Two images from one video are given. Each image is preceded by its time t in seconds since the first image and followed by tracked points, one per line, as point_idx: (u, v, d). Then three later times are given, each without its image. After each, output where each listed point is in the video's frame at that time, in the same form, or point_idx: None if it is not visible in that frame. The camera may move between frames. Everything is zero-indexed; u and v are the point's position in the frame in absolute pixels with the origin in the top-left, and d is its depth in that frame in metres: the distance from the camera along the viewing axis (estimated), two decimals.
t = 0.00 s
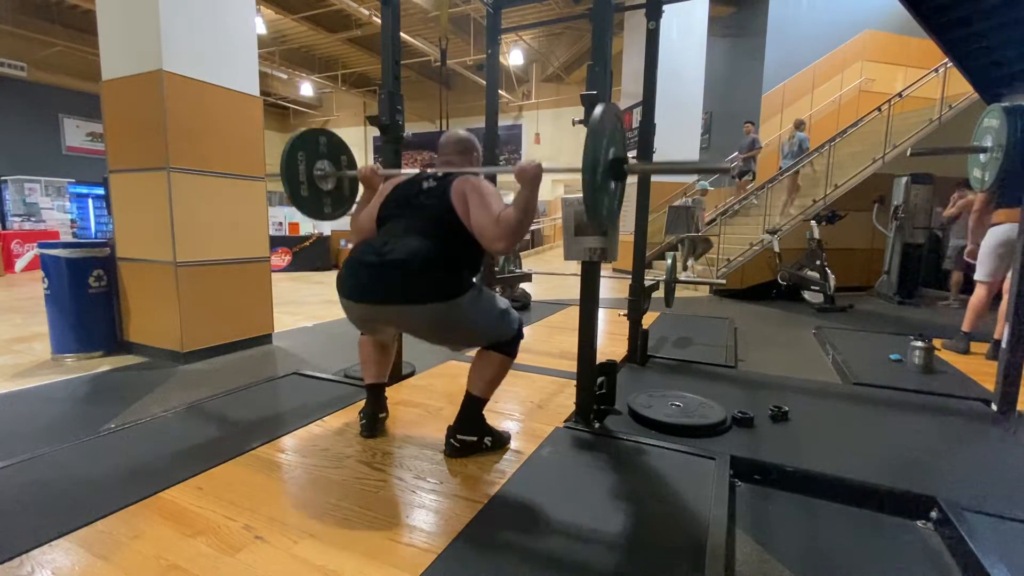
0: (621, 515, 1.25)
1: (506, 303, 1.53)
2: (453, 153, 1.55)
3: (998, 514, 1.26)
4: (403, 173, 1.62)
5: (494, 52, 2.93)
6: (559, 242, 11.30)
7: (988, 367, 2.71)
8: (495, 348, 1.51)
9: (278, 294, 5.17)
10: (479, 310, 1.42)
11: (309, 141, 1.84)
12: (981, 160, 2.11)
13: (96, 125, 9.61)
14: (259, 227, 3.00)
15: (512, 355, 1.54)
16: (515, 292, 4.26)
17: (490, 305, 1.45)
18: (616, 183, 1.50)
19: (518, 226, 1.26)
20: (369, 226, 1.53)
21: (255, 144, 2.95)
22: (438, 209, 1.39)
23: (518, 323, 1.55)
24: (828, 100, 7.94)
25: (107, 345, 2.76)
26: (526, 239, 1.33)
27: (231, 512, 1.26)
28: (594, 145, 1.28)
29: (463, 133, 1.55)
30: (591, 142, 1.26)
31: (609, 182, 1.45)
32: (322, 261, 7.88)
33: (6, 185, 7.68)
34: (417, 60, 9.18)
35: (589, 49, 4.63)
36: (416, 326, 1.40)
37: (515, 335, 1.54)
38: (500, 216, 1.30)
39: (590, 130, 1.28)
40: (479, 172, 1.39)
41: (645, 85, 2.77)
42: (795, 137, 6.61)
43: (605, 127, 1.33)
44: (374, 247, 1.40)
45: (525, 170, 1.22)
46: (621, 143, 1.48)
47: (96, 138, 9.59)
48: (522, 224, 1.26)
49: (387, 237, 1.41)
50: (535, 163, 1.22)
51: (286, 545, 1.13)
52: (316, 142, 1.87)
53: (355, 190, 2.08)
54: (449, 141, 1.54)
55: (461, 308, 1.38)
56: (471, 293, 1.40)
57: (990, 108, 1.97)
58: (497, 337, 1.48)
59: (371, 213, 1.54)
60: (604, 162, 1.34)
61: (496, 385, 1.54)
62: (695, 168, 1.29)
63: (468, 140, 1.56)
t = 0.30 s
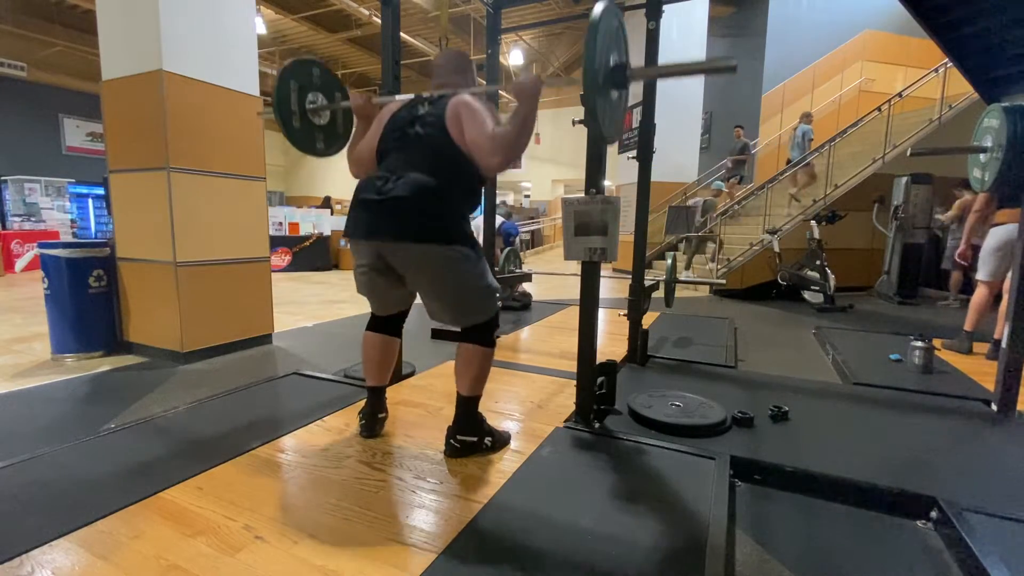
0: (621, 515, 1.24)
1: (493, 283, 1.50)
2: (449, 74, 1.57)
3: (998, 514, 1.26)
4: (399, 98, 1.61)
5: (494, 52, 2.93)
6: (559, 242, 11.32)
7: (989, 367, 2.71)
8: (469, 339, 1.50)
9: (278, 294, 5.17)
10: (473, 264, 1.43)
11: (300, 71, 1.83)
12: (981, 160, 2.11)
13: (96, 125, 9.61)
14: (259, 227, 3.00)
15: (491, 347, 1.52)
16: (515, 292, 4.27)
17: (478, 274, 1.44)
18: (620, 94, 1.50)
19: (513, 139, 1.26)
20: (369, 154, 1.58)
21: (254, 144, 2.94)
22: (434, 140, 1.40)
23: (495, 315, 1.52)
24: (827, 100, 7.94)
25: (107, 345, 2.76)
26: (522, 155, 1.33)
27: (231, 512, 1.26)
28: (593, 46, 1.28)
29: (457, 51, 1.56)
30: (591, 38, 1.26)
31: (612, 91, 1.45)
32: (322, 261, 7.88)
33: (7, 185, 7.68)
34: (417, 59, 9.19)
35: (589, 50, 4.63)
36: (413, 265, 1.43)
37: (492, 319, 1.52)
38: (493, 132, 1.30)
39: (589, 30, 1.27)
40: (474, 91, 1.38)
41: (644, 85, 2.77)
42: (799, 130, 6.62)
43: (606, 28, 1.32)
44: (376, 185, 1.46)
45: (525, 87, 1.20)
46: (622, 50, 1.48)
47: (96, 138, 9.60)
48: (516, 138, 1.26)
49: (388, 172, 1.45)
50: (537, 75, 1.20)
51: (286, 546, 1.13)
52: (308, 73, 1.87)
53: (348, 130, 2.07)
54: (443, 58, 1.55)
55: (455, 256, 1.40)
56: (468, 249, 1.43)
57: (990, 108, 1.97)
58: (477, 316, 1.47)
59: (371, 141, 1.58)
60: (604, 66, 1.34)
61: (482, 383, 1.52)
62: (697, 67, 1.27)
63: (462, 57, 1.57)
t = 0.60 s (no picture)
0: (622, 514, 1.25)
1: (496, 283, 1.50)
2: (451, 66, 1.58)
3: (999, 514, 1.26)
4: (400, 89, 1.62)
5: (494, 52, 2.93)
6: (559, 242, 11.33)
7: (989, 367, 2.71)
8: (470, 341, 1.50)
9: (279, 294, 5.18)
10: (477, 264, 1.44)
11: (302, 63, 1.83)
12: (981, 160, 2.12)
13: (96, 125, 9.61)
14: (259, 228, 3.00)
15: (490, 348, 1.52)
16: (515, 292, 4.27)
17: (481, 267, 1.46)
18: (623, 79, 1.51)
19: (513, 130, 1.27)
20: (367, 147, 1.59)
21: (255, 144, 2.95)
22: (433, 136, 1.41)
23: (495, 317, 1.52)
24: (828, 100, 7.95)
25: (107, 345, 2.76)
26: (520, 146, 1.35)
27: (231, 512, 1.26)
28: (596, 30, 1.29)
29: (458, 42, 1.57)
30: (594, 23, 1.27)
31: (615, 78, 1.46)
32: (322, 261, 7.89)
33: (6, 185, 7.68)
34: (417, 60, 9.20)
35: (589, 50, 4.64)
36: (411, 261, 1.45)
37: (491, 325, 1.52)
38: (493, 123, 1.32)
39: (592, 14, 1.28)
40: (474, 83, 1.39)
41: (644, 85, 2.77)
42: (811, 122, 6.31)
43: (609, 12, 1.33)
44: (377, 184, 1.48)
45: (526, 74, 1.19)
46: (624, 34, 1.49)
47: (96, 138, 9.60)
48: (516, 129, 1.27)
49: (388, 169, 1.47)
50: (537, 65, 1.19)
51: (286, 546, 1.13)
52: (309, 65, 1.86)
53: (348, 122, 2.07)
54: (444, 52, 1.57)
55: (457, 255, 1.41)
56: (469, 250, 1.43)
57: (990, 108, 1.97)
58: (476, 322, 1.48)
59: (370, 134, 1.59)
60: (608, 50, 1.35)
61: (480, 385, 1.51)
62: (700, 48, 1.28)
63: (462, 47, 1.58)
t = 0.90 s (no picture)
0: (621, 514, 1.25)
1: (509, 306, 1.49)
2: (456, 154, 1.56)
3: (998, 514, 1.26)
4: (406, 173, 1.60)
5: (494, 52, 2.93)
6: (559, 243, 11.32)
7: (988, 368, 2.71)
8: (499, 352, 1.50)
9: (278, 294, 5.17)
10: (483, 308, 1.40)
11: (314, 142, 1.85)
12: (981, 160, 2.12)
13: (96, 125, 9.61)
14: (260, 227, 3.00)
15: (515, 358, 1.52)
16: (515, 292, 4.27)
17: (491, 309, 1.42)
18: (620, 184, 1.51)
19: (523, 225, 1.29)
20: (370, 226, 1.55)
21: (255, 145, 2.95)
22: (438, 212, 1.39)
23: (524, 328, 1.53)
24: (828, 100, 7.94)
25: (107, 345, 2.76)
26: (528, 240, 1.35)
27: (231, 512, 1.26)
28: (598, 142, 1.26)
29: (466, 133, 1.56)
30: (595, 140, 1.25)
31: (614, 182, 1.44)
32: (322, 261, 7.89)
33: (6, 185, 7.69)
34: (417, 60, 9.20)
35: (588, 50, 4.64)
36: (414, 328, 1.39)
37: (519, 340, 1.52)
38: (503, 216, 1.31)
39: (595, 128, 1.26)
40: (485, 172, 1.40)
41: (644, 85, 2.77)
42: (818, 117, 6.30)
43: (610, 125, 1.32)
44: (374, 252, 1.41)
45: (529, 170, 1.22)
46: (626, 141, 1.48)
47: (96, 138, 9.60)
48: (526, 224, 1.28)
49: (388, 239, 1.41)
50: (542, 162, 1.21)
51: (286, 546, 1.13)
52: (321, 144, 1.87)
53: (356, 194, 2.08)
54: (451, 141, 1.55)
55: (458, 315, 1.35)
56: (472, 297, 1.38)
57: (989, 108, 1.98)
58: (502, 340, 1.47)
59: (374, 213, 1.55)
60: (609, 160, 1.33)
61: (497, 389, 1.53)
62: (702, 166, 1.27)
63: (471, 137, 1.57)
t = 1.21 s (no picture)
0: (621, 514, 1.25)
1: (514, 319, 1.52)
2: (456, 192, 1.58)
3: (998, 514, 1.26)
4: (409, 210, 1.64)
5: (494, 52, 2.93)
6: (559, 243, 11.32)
7: (989, 367, 2.71)
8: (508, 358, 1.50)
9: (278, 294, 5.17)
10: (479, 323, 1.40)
11: (316, 176, 1.86)
12: (981, 160, 2.11)
13: (96, 125, 9.61)
14: (260, 227, 3.00)
15: (524, 366, 1.54)
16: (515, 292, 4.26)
17: (490, 330, 1.42)
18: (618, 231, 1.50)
19: (522, 268, 1.25)
20: (371, 262, 1.58)
21: (255, 146, 2.95)
22: (438, 254, 1.38)
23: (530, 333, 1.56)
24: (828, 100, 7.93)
25: (107, 345, 2.76)
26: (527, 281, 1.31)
27: (231, 512, 1.26)
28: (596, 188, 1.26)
29: (467, 170, 1.58)
30: (596, 183, 1.25)
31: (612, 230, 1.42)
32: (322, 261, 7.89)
33: (6, 184, 7.69)
34: (417, 60, 9.19)
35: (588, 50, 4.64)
36: (417, 367, 1.41)
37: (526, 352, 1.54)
38: (503, 259, 1.29)
39: (595, 173, 1.26)
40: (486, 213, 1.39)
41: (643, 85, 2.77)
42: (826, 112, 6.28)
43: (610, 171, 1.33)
44: (375, 293, 1.41)
45: (530, 215, 1.22)
46: (625, 191, 1.49)
47: (96, 138, 9.59)
48: (525, 266, 1.25)
49: (389, 279, 1.41)
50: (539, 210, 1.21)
51: (286, 545, 1.13)
52: (321, 178, 1.89)
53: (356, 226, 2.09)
54: (451, 179, 1.57)
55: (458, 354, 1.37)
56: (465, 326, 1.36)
57: (990, 108, 1.97)
58: (516, 348, 1.51)
59: (375, 251, 1.57)
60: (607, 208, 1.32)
61: (502, 392, 1.53)
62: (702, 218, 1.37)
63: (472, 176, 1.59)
